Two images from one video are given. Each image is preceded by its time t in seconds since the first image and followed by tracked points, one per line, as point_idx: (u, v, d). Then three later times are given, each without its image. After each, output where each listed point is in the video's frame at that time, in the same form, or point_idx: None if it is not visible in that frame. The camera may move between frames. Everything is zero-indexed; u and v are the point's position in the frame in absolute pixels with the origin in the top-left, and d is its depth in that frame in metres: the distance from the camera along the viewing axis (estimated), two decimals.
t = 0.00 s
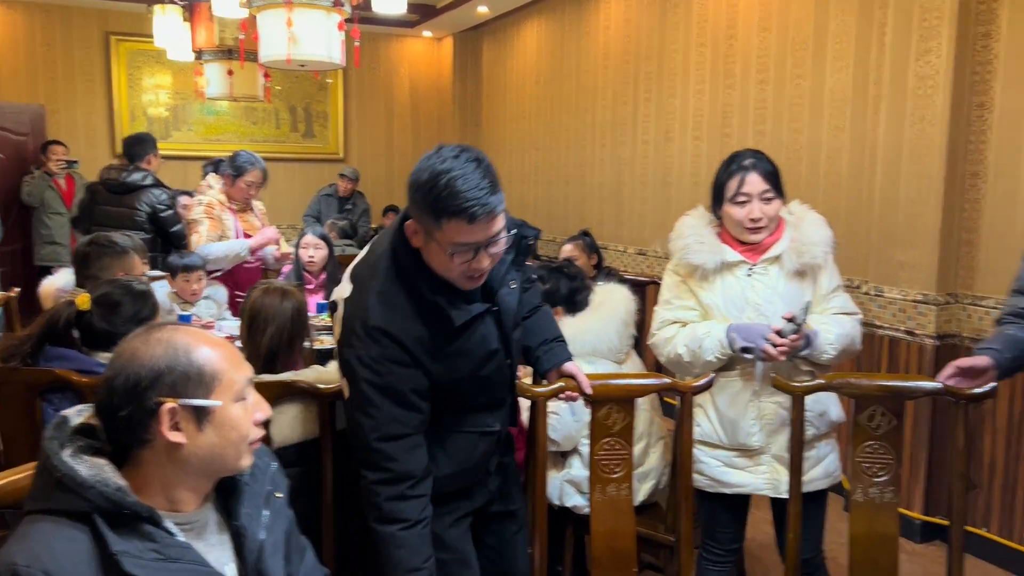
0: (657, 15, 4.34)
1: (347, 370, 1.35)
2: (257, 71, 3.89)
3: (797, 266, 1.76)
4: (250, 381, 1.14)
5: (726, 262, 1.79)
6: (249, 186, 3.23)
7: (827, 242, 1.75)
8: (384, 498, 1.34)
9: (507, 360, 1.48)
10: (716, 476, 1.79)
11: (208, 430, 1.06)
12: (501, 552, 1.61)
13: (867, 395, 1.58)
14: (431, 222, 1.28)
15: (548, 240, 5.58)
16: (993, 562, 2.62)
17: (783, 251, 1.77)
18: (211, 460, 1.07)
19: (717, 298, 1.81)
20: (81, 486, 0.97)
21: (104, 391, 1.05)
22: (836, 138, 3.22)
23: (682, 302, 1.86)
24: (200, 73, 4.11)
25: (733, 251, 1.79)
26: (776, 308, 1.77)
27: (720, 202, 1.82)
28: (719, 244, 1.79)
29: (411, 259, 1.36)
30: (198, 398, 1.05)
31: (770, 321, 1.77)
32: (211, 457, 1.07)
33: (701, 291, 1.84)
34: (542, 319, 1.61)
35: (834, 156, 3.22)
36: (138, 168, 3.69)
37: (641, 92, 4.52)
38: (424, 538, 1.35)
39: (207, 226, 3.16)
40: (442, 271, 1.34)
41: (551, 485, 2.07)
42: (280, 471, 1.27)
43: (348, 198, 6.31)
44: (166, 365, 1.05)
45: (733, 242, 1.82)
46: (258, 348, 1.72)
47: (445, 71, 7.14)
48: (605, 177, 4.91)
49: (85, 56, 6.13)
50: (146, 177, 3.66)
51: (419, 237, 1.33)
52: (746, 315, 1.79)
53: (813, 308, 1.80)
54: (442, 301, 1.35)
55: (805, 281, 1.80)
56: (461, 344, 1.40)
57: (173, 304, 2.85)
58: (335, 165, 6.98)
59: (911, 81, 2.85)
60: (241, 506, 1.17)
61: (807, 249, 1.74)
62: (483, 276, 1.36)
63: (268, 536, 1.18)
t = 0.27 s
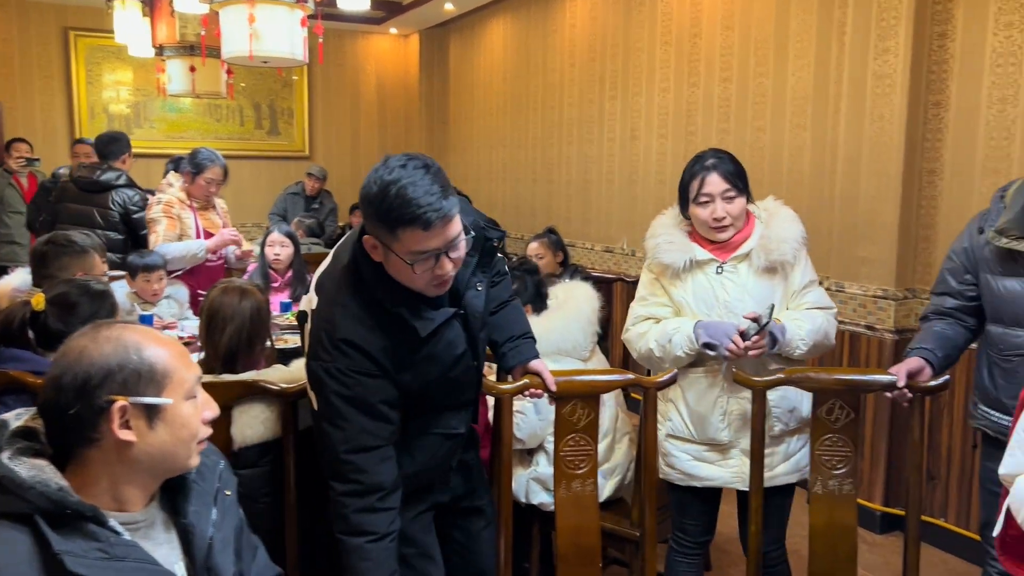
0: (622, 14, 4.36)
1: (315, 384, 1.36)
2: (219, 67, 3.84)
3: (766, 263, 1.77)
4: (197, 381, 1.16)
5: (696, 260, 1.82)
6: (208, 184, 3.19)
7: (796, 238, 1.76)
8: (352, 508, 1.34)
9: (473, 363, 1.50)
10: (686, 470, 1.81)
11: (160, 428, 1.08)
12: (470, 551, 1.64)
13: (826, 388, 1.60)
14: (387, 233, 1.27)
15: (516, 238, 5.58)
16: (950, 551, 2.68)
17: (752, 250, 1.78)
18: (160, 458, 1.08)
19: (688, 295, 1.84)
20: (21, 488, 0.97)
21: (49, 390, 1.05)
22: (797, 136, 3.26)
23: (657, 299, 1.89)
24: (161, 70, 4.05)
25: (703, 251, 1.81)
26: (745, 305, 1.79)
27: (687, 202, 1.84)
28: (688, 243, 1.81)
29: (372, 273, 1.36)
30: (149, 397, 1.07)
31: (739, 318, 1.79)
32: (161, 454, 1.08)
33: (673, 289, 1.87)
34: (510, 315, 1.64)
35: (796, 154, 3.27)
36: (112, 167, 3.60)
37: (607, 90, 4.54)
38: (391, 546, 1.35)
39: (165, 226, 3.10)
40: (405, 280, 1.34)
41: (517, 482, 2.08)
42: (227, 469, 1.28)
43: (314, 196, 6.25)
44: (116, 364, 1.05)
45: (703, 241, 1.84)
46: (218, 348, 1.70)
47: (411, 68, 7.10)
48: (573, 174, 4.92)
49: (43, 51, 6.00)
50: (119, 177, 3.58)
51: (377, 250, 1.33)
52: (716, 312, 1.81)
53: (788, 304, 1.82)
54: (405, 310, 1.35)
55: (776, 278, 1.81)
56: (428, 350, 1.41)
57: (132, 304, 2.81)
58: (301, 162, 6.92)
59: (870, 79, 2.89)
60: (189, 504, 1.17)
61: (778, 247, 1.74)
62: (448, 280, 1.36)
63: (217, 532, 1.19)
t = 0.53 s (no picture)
0: (588, 12, 4.38)
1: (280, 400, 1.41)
2: (181, 62, 3.78)
3: (746, 261, 1.78)
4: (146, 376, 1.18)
5: (679, 252, 1.84)
6: (167, 182, 3.15)
7: (782, 239, 1.76)
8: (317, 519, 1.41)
9: (440, 370, 1.55)
10: (657, 458, 1.84)
11: (106, 423, 1.09)
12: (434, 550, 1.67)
13: (790, 381, 1.63)
14: (344, 238, 1.31)
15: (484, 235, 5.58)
16: (908, 541, 2.73)
17: (735, 245, 1.80)
18: (108, 452, 1.10)
19: (668, 286, 1.87)
20: None
21: None
22: (760, 134, 3.30)
23: (642, 287, 1.92)
24: (122, 65, 3.98)
25: (685, 243, 1.84)
26: (722, 301, 1.80)
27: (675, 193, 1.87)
28: (675, 234, 1.84)
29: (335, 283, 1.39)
30: (95, 391, 1.08)
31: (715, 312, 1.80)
32: (109, 449, 1.09)
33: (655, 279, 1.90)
34: (474, 311, 1.69)
35: (759, 151, 3.30)
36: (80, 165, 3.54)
37: (573, 88, 4.55)
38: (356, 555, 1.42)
39: (123, 225, 3.07)
40: (367, 287, 1.37)
41: (481, 479, 2.07)
42: (179, 466, 1.31)
43: (280, 193, 6.20)
44: (61, 359, 1.07)
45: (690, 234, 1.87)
46: (176, 346, 1.68)
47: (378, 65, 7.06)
48: (540, 172, 4.93)
49: None
50: (91, 175, 3.54)
51: (336, 259, 1.36)
52: (694, 305, 1.83)
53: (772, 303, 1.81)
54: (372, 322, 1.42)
55: (759, 276, 1.80)
56: (394, 361, 1.46)
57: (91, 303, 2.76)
58: (266, 159, 6.84)
59: (830, 78, 2.94)
60: (139, 501, 1.20)
61: (761, 246, 1.75)
62: (409, 288, 1.38)
63: (167, 528, 1.22)
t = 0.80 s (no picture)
0: (558, 11, 4.39)
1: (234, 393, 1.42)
2: (146, 57, 3.73)
3: (722, 260, 1.78)
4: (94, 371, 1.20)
5: (661, 246, 1.87)
6: (128, 178, 3.10)
7: (763, 243, 1.75)
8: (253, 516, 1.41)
9: (405, 373, 1.56)
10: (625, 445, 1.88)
11: (52, 418, 1.12)
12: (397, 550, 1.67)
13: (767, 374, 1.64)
14: (305, 240, 1.30)
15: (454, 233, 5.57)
16: (870, 533, 2.78)
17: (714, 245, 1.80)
18: (55, 446, 1.12)
19: (648, 277, 1.89)
20: None
21: None
22: (727, 133, 3.33)
23: (627, 281, 1.97)
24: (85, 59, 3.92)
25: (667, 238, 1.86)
26: (696, 298, 1.81)
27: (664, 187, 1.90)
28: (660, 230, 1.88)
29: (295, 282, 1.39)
30: (40, 385, 1.10)
31: (688, 309, 1.81)
32: (56, 444, 1.12)
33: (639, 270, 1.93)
34: (446, 307, 1.70)
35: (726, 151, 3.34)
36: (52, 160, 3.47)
37: (543, 86, 4.56)
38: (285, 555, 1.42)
39: (84, 222, 3.02)
40: (326, 288, 1.37)
41: (449, 477, 2.07)
42: (131, 462, 1.31)
43: (246, 189, 6.14)
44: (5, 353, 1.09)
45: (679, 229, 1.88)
46: (138, 344, 1.67)
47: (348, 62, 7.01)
48: (510, 170, 4.93)
49: None
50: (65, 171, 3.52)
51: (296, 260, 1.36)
52: (669, 299, 1.84)
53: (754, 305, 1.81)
54: (326, 325, 1.41)
55: (738, 277, 1.80)
56: (355, 364, 1.47)
57: (52, 301, 2.71)
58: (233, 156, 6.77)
59: (795, 78, 2.97)
60: (89, 497, 1.21)
61: (739, 248, 1.75)
62: (369, 290, 1.38)
63: (119, 522, 1.22)
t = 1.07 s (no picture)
0: (532, 11, 4.39)
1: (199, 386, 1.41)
2: (116, 53, 3.69)
3: (687, 264, 1.79)
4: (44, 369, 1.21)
5: (639, 244, 1.90)
6: (94, 176, 3.06)
7: (730, 250, 1.73)
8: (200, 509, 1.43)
9: (378, 372, 1.56)
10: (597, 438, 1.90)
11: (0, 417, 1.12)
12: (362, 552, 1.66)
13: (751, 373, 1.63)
14: (302, 230, 1.30)
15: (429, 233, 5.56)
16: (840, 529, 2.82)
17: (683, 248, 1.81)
18: (5, 445, 1.13)
19: (626, 275, 1.92)
20: None
21: None
22: (699, 134, 3.36)
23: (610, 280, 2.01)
24: (53, 55, 3.86)
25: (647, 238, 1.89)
26: (662, 299, 1.83)
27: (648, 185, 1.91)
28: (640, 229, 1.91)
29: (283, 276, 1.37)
30: None
31: (653, 308, 1.83)
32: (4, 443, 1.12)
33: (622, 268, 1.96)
34: (414, 308, 1.70)
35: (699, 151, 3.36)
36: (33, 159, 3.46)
37: (517, 86, 4.56)
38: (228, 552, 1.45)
39: (49, 221, 2.98)
40: (317, 280, 1.37)
41: (420, 477, 2.07)
42: (87, 462, 1.31)
43: (217, 187, 6.09)
44: None
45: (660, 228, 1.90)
46: (102, 344, 1.65)
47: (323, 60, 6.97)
48: (484, 169, 4.93)
49: None
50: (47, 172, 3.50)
51: (286, 252, 1.35)
52: (637, 298, 1.86)
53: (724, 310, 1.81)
54: (303, 320, 1.40)
55: (702, 282, 1.79)
56: (328, 362, 1.47)
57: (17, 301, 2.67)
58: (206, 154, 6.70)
59: (765, 79, 3.00)
60: (41, 497, 1.20)
61: (701, 252, 1.74)
62: (358, 280, 1.40)
63: (74, 522, 1.22)
